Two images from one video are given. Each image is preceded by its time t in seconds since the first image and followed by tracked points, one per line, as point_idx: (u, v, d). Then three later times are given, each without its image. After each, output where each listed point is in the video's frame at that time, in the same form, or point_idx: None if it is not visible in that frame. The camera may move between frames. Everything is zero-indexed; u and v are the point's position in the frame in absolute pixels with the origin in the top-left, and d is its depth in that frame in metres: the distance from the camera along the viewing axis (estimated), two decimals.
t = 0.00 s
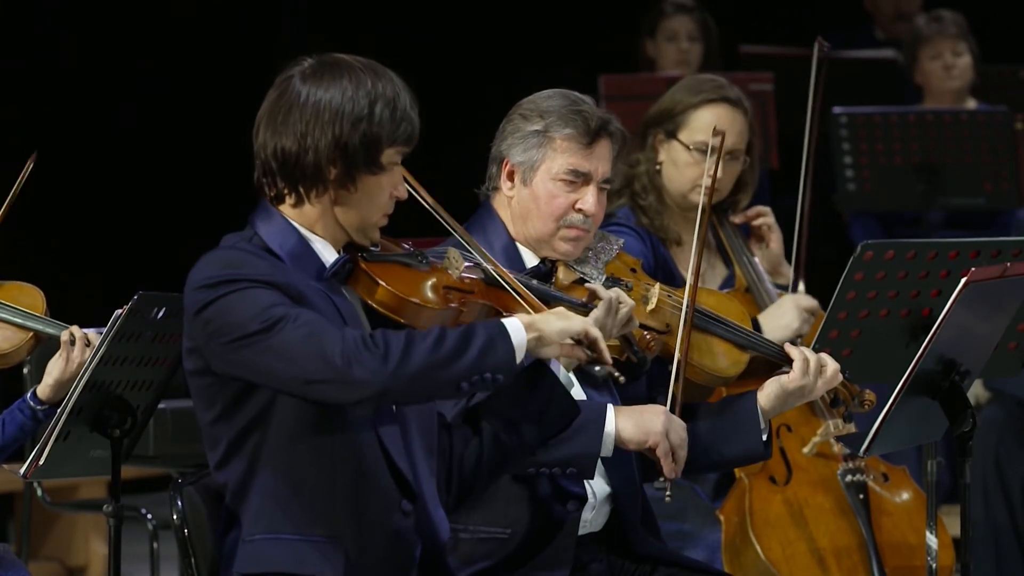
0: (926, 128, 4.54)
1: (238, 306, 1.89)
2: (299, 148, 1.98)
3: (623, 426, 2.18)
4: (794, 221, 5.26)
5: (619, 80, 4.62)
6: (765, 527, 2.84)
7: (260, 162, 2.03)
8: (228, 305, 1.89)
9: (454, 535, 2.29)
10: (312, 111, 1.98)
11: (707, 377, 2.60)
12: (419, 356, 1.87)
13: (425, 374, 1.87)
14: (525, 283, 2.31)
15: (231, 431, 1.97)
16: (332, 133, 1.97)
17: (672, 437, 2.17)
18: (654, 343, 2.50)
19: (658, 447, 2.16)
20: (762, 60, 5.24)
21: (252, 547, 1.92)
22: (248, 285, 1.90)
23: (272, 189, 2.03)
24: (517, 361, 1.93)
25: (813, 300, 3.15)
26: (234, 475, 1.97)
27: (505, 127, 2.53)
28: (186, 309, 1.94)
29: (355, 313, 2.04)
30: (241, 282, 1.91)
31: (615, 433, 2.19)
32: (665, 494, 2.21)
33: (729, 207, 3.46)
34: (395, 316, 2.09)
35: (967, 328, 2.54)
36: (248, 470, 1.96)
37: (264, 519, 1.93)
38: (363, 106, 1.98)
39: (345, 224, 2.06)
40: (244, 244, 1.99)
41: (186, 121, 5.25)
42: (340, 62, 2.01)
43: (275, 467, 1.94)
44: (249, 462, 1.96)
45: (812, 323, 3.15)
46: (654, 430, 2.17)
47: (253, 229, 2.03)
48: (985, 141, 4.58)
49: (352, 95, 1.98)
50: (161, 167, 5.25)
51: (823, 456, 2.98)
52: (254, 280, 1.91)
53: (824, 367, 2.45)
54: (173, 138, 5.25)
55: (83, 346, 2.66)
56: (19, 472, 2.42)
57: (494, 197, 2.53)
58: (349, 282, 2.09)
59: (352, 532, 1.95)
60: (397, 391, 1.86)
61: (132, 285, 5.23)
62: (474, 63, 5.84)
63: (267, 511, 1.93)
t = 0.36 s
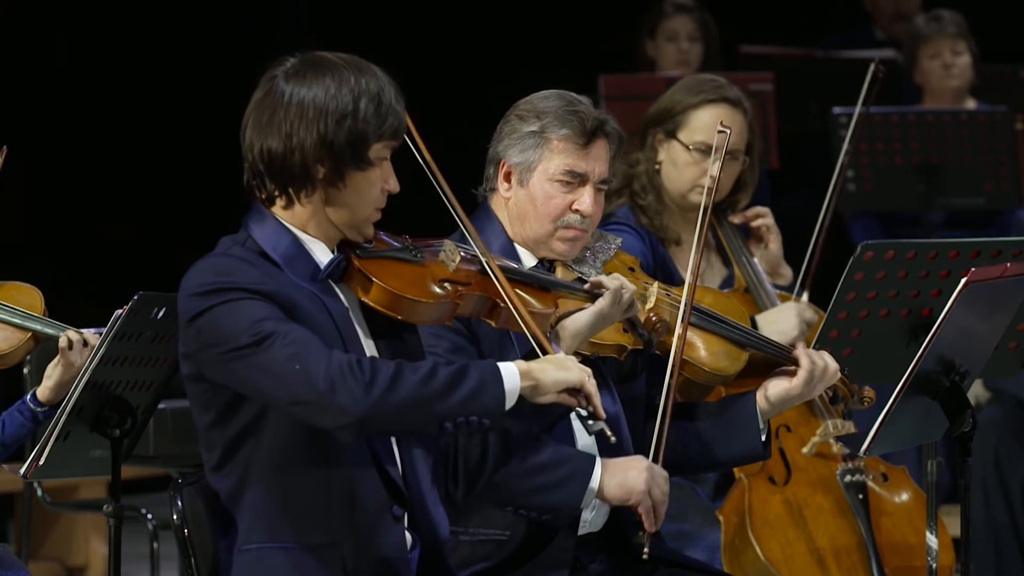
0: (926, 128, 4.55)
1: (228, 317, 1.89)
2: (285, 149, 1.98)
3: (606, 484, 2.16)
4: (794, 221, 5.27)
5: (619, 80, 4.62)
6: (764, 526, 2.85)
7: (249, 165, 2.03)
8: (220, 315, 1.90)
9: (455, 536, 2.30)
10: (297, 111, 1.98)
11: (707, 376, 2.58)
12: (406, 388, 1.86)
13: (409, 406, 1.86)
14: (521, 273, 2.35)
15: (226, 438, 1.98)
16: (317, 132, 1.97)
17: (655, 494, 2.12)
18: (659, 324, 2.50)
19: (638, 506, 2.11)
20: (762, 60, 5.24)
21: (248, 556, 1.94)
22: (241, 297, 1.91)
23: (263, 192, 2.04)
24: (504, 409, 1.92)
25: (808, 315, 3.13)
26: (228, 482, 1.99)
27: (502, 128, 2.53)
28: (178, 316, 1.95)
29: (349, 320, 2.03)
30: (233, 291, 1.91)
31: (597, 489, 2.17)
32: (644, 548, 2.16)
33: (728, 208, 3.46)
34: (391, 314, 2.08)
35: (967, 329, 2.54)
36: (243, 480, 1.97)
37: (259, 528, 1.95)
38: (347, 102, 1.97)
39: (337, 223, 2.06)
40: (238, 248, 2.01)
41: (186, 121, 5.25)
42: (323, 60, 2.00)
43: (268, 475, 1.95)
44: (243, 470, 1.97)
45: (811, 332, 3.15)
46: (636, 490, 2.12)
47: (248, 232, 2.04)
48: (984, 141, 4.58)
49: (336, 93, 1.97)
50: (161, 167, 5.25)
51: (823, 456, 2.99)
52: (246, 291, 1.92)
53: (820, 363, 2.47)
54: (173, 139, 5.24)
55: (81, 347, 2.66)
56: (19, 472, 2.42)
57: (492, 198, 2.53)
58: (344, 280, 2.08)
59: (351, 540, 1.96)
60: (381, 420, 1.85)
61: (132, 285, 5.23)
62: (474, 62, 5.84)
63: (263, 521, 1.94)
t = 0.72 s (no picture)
0: (926, 128, 4.55)
1: (221, 322, 1.90)
2: (281, 159, 1.99)
3: (581, 496, 2.11)
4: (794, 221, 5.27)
5: (619, 80, 4.62)
6: (763, 526, 2.85)
7: (246, 167, 2.04)
8: (215, 320, 1.90)
9: (455, 539, 2.28)
10: (295, 114, 1.98)
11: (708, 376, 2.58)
12: (395, 403, 1.85)
13: (396, 421, 1.84)
14: (520, 275, 2.35)
15: (221, 440, 1.99)
16: (314, 135, 1.97)
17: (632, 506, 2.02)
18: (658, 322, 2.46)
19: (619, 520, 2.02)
20: (761, 60, 5.24)
21: (244, 561, 1.95)
22: (236, 302, 1.91)
23: (260, 195, 2.04)
24: (503, 423, 1.88)
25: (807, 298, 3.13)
26: (224, 486, 2.00)
27: (502, 127, 2.53)
28: (174, 318, 1.96)
29: (344, 321, 2.04)
30: (227, 296, 1.92)
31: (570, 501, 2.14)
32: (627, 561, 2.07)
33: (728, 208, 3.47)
34: (382, 319, 2.07)
35: (967, 329, 2.54)
36: (238, 484, 1.98)
37: (255, 532, 1.96)
38: (344, 114, 1.97)
39: (333, 229, 2.06)
40: (234, 249, 2.02)
41: (186, 120, 5.25)
42: (321, 66, 2.00)
43: (265, 479, 1.96)
44: (239, 473, 1.98)
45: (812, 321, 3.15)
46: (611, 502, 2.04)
47: (245, 234, 2.05)
48: (984, 141, 4.58)
49: (335, 98, 1.97)
50: (161, 167, 5.25)
51: (823, 457, 2.99)
52: (241, 295, 1.92)
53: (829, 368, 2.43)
54: (173, 138, 5.25)
55: (81, 345, 2.67)
56: (19, 471, 2.42)
57: (491, 197, 2.54)
58: (341, 282, 2.08)
59: (350, 546, 1.96)
60: (367, 434, 1.84)
61: (133, 285, 5.23)
62: (475, 62, 5.84)
63: (258, 526, 1.95)
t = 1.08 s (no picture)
0: (926, 128, 4.55)
1: (218, 327, 1.90)
2: (281, 152, 1.99)
3: (570, 546, 2.07)
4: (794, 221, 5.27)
5: (619, 80, 4.62)
6: (762, 526, 2.85)
7: (246, 167, 2.04)
8: (213, 324, 1.90)
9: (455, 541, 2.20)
10: (293, 112, 1.99)
11: (708, 376, 2.58)
12: (376, 431, 1.85)
13: (375, 447, 1.85)
14: (525, 274, 2.33)
15: (217, 444, 1.99)
16: (313, 133, 1.97)
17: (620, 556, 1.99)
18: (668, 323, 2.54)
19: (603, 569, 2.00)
20: (762, 60, 5.24)
21: (242, 567, 1.95)
22: (233, 307, 1.91)
23: (262, 195, 2.04)
24: (475, 476, 1.88)
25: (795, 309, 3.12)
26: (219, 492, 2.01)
27: (504, 127, 2.52)
28: (174, 319, 1.96)
29: (344, 321, 2.03)
30: (225, 300, 1.92)
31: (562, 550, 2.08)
32: None
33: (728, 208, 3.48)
34: (386, 316, 2.07)
35: (967, 329, 2.54)
36: (234, 489, 1.99)
37: (250, 539, 1.96)
38: (343, 105, 1.98)
39: (336, 226, 2.06)
40: (236, 250, 2.01)
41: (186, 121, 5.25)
42: (318, 62, 2.01)
43: (260, 484, 1.96)
44: (236, 474, 1.98)
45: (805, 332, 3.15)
46: (600, 552, 2.02)
47: (247, 235, 2.05)
48: (984, 141, 4.58)
49: (331, 94, 1.98)
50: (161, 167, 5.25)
51: (822, 456, 2.99)
52: (239, 300, 1.92)
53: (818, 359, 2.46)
54: (173, 139, 5.25)
55: (80, 346, 2.66)
56: (19, 471, 2.42)
57: (493, 197, 2.53)
58: (342, 279, 2.08)
59: (350, 554, 1.96)
60: (347, 456, 1.84)
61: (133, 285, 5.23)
62: (475, 62, 5.84)
63: (256, 533, 1.96)
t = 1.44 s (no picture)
0: (926, 128, 4.55)
1: (214, 333, 1.90)
2: (284, 156, 1.99)
3: (548, 525, 2.08)
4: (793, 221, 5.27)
5: (619, 80, 4.62)
6: (762, 526, 2.85)
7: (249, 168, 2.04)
8: (209, 328, 1.91)
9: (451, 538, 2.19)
10: (299, 116, 1.98)
11: (707, 377, 2.58)
12: (367, 438, 1.83)
13: (367, 456, 1.83)
14: (527, 284, 2.34)
15: (217, 446, 1.99)
16: (316, 139, 1.97)
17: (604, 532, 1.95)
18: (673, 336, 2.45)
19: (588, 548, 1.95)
20: (762, 60, 5.24)
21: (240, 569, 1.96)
22: (229, 312, 1.91)
23: (263, 196, 2.04)
24: (473, 480, 1.85)
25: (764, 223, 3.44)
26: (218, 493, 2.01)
27: (502, 127, 2.52)
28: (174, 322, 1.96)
29: (341, 325, 2.03)
30: (222, 303, 1.92)
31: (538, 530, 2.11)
32: None
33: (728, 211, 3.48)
34: (380, 323, 2.07)
35: (967, 329, 2.54)
36: (232, 491, 1.99)
37: (249, 540, 1.97)
38: (350, 114, 1.98)
39: (335, 231, 2.06)
40: (236, 252, 2.02)
41: (186, 121, 5.25)
42: (327, 67, 2.01)
43: (258, 486, 1.96)
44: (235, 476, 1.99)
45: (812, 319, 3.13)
46: (578, 528, 2.00)
47: (248, 236, 2.05)
48: (984, 141, 4.58)
49: (339, 102, 1.98)
50: (161, 167, 5.25)
51: (823, 457, 2.98)
52: (236, 305, 1.92)
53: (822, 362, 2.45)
54: (173, 139, 5.24)
55: (76, 350, 2.65)
56: (19, 471, 2.42)
57: (490, 196, 2.53)
58: (341, 285, 2.08)
59: (345, 557, 1.95)
60: (338, 463, 1.83)
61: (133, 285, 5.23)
62: (476, 62, 5.83)
63: (253, 535, 1.96)
